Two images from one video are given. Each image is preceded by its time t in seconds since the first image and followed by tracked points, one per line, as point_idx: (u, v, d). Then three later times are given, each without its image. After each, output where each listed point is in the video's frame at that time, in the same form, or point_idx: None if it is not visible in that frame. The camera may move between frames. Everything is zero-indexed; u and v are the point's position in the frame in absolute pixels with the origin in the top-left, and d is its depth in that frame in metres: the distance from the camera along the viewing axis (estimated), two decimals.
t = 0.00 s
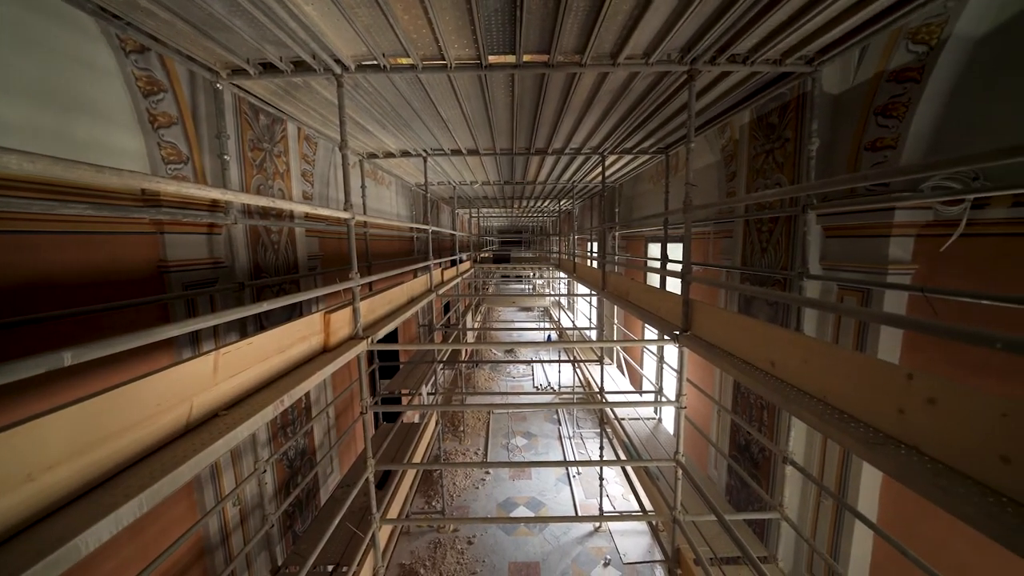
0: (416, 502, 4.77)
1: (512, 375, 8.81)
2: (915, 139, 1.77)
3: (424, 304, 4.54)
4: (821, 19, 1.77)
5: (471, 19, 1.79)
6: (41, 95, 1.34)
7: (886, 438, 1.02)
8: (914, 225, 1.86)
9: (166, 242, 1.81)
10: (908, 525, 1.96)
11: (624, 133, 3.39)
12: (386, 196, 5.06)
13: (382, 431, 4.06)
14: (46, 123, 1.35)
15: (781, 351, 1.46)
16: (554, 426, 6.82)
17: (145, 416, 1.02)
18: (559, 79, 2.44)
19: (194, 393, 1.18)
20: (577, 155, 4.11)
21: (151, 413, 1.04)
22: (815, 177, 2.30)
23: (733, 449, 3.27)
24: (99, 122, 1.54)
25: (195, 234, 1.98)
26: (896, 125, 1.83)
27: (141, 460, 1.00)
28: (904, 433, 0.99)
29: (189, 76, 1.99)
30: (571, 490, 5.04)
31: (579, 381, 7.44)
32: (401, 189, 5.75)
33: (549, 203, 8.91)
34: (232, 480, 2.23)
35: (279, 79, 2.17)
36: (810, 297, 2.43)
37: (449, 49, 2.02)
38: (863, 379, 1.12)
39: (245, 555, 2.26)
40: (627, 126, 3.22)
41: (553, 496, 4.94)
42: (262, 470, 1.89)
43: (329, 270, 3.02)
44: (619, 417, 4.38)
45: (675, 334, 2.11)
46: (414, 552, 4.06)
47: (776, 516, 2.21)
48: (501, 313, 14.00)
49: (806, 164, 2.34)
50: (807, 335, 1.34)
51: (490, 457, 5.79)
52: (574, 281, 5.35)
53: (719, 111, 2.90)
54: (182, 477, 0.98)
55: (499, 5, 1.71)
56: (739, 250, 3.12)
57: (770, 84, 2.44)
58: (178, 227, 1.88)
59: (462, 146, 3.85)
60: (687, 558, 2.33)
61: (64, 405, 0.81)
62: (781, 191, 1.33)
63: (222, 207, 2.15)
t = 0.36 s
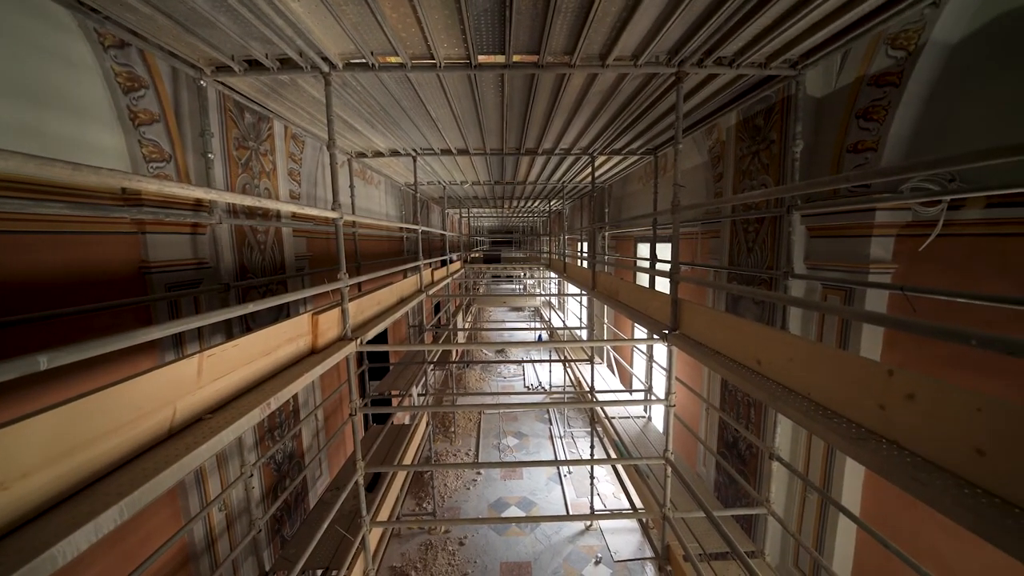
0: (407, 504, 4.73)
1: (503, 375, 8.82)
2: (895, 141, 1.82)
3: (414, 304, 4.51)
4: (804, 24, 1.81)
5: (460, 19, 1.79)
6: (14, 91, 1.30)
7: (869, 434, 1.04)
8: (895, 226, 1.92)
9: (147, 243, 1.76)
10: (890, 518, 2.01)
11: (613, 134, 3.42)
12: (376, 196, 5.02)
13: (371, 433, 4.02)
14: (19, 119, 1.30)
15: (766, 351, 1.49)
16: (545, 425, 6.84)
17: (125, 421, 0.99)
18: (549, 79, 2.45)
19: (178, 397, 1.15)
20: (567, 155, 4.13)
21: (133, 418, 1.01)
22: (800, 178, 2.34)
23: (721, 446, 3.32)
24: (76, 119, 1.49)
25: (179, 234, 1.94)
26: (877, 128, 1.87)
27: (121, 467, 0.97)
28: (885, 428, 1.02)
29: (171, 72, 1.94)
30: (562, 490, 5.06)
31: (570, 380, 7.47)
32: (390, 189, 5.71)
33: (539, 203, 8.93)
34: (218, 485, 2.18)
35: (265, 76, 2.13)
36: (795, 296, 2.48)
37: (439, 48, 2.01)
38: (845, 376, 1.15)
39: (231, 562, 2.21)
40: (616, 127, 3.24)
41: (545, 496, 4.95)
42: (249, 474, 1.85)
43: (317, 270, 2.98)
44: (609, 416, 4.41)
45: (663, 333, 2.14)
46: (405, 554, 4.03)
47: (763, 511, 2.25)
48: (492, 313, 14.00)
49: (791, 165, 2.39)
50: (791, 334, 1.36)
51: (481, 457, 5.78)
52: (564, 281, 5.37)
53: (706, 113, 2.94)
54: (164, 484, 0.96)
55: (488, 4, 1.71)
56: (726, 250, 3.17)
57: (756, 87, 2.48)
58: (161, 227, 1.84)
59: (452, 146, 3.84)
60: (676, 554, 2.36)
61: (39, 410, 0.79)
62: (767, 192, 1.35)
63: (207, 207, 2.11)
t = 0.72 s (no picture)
0: (400, 506, 4.71)
1: (496, 375, 8.81)
2: (881, 143, 1.85)
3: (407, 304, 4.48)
4: (792, 27, 1.84)
5: (452, 18, 1.79)
6: None
7: (856, 430, 1.06)
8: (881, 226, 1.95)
9: (134, 243, 1.73)
10: (876, 512, 2.05)
11: (605, 134, 3.44)
12: (368, 196, 4.98)
13: (364, 435, 3.99)
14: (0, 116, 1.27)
15: (756, 349, 1.51)
16: (538, 425, 6.85)
17: (111, 424, 0.97)
18: (542, 79, 2.45)
19: (166, 399, 1.14)
20: (559, 155, 4.14)
21: (120, 421, 1.00)
22: (788, 179, 2.37)
23: (712, 443, 3.35)
24: (59, 117, 1.47)
25: (166, 234, 1.91)
26: (864, 130, 1.91)
27: (106, 472, 0.94)
28: (870, 424, 1.04)
29: (157, 69, 1.91)
30: (556, 489, 5.08)
31: (563, 380, 7.49)
32: (382, 188, 5.68)
33: (532, 203, 8.94)
34: (207, 489, 2.15)
35: (254, 74, 2.11)
36: (784, 295, 2.52)
37: (431, 47, 2.00)
38: (832, 374, 1.17)
39: (221, 567, 2.18)
40: (608, 128, 3.26)
41: (538, 496, 4.96)
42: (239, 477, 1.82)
43: (308, 271, 2.95)
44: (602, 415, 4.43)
45: (655, 332, 2.16)
46: (398, 556, 4.01)
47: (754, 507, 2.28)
48: (485, 313, 13.99)
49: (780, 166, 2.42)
50: (780, 332, 1.38)
51: (475, 457, 5.77)
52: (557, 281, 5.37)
53: (696, 114, 2.97)
54: (151, 488, 0.94)
55: (481, 4, 1.71)
56: (717, 250, 3.20)
57: (745, 89, 2.50)
58: (148, 227, 1.81)
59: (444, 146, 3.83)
60: (668, 551, 2.38)
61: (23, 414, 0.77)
62: (756, 192, 1.36)
63: (195, 206, 2.07)
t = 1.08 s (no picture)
0: (395, 507, 4.69)
1: (492, 375, 8.80)
2: (871, 144, 1.88)
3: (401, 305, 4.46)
4: (785, 29, 1.85)
5: (447, 18, 1.79)
6: None
7: (847, 428, 1.08)
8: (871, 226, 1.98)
9: (124, 243, 1.71)
10: (868, 509, 2.08)
11: (600, 135, 3.45)
12: (362, 196, 4.96)
13: (358, 436, 3.96)
14: None
15: (749, 348, 1.52)
16: (534, 425, 6.85)
17: (99, 428, 0.95)
18: (536, 79, 2.45)
19: (157, 401, 1.12)
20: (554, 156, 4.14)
21: (110, 423, 0.99)
22: (781, 180, 2.39)
23: (706, 442, 3.37)
24: (46, 115, 1.44)
25: (157, 234, 1.89)
26: (855, 131, 1.93)
27: (94, 476, 0.93)
28: (861, 421, 1.06)
29: (147, 67, 1.89)
30: (551, 488, 5.09)
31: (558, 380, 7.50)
32: (376, 188, 5.65)
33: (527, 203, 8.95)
34: (199, 491, 2.13)
35: (246, 73, 2.09)
36: (776, 294, 2.54)
37: (425, 47, 2.00)
38: (824, 372, 1.19)
39: (213, 570, 2.16)
40: (603, 128, 3.26)
41: (534, 495, 4.96)
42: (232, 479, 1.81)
43: (302, 271, 2.93)
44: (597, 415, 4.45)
45: (650, 332, 2.17)
46: (393, 557, 3.99)
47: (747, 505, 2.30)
48: (480, 313, 13.98)
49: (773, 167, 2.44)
50: (773, 331, 1.40)
51: (470, 458, 5.76)
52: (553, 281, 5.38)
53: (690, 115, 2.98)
54: (141, 492, 0.93)
55: (475, 4, 1.70)
56: (711, 250, 3.23)
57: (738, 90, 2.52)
58: (139, 227, 1.79)
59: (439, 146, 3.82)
60: (663, 550, 2.39)
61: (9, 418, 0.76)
62: (749, 193, 1.37)
63: (186, 205, 2.05)
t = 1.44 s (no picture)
0: (392, 508, 4.67)
1: (489, 375, 8.80)
2: (865, 145, 1.89)
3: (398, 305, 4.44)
4: (780, 31, 1.87)
5: (443, 18, 1.78)
6: None
7: (841, 427, 1.08)
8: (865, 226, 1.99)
9: (117, 243, 1.69)
10: (862, 508, 2.09)
11: (596, 136, 3.46)
12: (358, 196, 4.94)
13: (355, 436, 3.95)
14: None
15: (744, 348, 1.53)
16: (531, 425, 6.86)
17: (91, 430, 0.94)
18: (533, 80, 2.46)
19: (150, 403, 1.11)
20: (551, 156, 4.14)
21: (103, 425, 0.98)
22: (776, 180, 2.41)
23: (703, 441, 3.39)
24: (37, 113, 1.42)
25: (151, 234, 1.87)
26: (849, 132, 1.95)
27: (86, 479, 0.92)
28: (854, 420, 1.07)
29: (141, 66, 1.87)
30: (548, 488, 5.09)
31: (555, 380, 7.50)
32: (373, 188, 5.64)
33: (524, 203, 8.94)
34: (194, 493, 2.11)
35: (241, 72, 2.08)
36: (771, 294, 2.56)
37: (421, 46, 1.99)
38: (818, 371, 1.20)
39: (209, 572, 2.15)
40: (599, 129, 3.27)
41: (531, 495, 4.97)
42: (228, 480, 1.79)
43: (297, 271, 2.92)
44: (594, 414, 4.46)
45: (646, 331, 2.18)
46: (390, 558, 3.98)
47: (743, 504, 2.31)
48: (477, 313, 13.98)
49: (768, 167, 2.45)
50: (767, 331, 1.41)
51: (468, 458, 5.76)
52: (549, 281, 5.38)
53: (685, 116, 3.00)
54: (135, 494, 0.92)
55: (471, 4, 1.70)
56: (707, 250, 3.24)
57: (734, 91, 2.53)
58: (133, 226, 1.77)
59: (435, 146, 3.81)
60: (660, 549, 2.40)
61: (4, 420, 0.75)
62: (745, 193, 1.38)
63: (181, 205, 2.04)
